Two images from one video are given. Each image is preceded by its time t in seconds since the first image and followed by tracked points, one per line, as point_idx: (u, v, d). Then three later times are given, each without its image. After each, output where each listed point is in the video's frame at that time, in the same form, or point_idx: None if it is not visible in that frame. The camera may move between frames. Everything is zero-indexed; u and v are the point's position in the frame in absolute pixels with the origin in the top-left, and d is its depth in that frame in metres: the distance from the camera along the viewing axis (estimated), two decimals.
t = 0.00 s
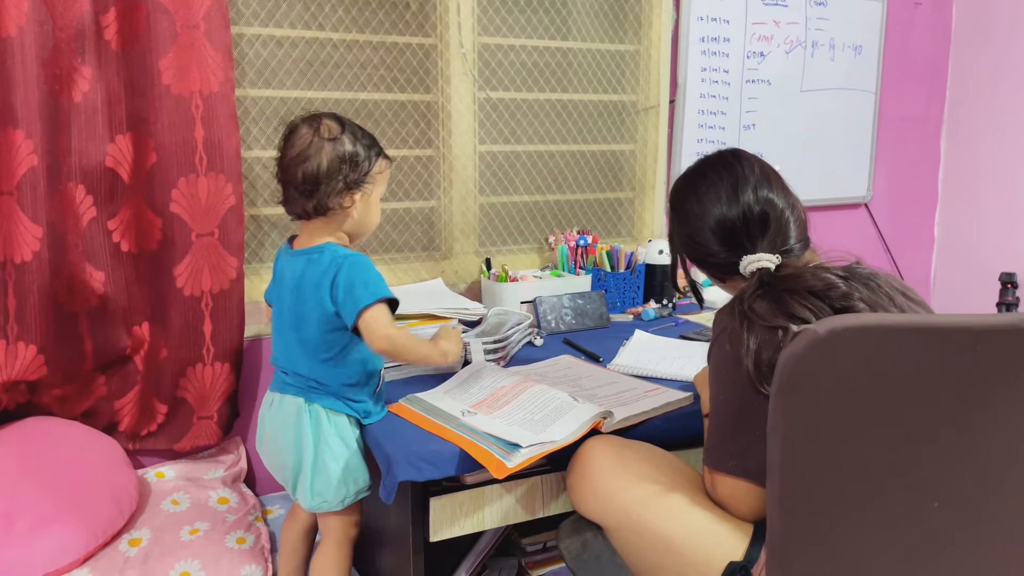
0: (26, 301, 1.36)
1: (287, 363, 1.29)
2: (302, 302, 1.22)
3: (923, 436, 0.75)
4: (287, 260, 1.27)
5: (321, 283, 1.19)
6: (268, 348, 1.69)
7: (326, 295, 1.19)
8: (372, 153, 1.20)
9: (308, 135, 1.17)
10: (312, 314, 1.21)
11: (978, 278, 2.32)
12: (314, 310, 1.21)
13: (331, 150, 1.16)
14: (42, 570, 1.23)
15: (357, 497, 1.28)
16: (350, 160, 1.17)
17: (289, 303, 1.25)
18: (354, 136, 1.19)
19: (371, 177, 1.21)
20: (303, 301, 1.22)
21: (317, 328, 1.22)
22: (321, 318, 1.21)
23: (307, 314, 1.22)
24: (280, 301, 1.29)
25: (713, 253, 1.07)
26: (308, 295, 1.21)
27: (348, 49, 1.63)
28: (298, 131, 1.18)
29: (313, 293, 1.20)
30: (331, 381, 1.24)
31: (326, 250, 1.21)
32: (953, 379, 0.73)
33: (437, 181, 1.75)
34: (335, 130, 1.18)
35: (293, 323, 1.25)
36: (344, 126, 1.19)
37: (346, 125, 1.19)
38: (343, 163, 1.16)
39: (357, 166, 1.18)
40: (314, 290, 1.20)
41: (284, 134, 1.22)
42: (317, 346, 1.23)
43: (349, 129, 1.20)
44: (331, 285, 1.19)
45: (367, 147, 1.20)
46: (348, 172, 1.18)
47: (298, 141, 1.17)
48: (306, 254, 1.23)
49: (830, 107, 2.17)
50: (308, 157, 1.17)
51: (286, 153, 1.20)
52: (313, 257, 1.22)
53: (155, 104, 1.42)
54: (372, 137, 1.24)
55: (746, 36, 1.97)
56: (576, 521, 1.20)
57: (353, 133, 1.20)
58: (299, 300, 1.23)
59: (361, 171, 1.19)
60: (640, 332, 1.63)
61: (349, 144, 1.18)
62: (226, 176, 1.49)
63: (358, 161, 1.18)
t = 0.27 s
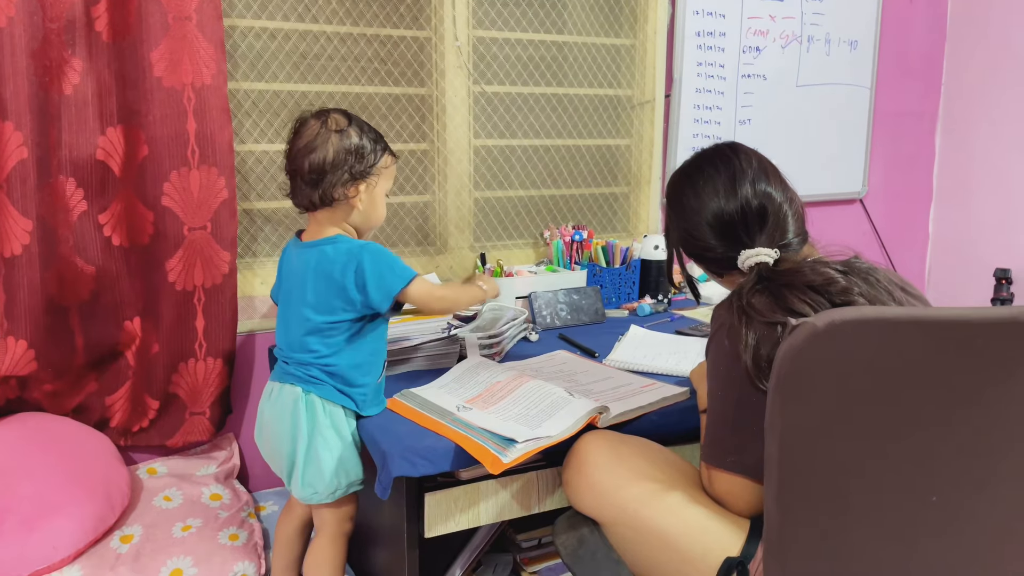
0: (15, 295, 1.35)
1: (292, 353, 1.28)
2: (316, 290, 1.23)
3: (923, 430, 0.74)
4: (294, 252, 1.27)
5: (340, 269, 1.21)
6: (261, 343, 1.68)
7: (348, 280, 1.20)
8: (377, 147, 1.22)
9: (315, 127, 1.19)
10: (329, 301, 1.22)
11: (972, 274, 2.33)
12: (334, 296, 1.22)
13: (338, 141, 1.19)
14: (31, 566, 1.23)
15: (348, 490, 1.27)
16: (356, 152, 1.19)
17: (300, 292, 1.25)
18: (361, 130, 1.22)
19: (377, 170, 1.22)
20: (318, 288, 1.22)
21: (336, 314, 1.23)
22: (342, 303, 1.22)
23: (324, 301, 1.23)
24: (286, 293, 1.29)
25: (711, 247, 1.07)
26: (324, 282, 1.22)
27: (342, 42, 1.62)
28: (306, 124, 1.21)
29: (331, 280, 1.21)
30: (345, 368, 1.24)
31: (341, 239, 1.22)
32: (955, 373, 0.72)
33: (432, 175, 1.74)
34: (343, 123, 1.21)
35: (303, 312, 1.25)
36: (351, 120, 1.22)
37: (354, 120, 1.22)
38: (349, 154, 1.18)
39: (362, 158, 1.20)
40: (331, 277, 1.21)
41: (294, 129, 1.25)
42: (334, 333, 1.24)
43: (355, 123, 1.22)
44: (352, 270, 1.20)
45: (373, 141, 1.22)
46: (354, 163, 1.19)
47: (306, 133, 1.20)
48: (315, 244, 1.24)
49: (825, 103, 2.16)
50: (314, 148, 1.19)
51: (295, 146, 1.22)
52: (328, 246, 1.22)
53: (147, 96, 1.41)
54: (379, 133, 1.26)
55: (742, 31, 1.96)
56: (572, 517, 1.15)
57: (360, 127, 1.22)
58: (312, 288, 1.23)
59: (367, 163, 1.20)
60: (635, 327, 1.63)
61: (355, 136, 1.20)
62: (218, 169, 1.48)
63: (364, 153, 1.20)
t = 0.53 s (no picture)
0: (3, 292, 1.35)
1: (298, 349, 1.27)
2: (328, 280, 1.24)
3: (909, 423, 0.75)
4: (297, 248, 1.28)
5: (356, 260, 1.24)
6: (251, 339, 1.67)
7: (365, 270, 1.25)
8: (379, 148, 1.26)
9: (318, 128, 1.23)
10: (344, 291, 1.25)
11: (963, 269, 2.33)
12: (349, 286, 1.25)
13: (341, 142, 1.23)
14: (20, 563, 1.23)
15: (341, 483, 1.26)
16: (358, 152, 1.23)
17: (308, 283, 1.26)
18: (363, 132, 1.26)
19: (378, 170, 1.26)
20: (330, 279, 1.24)
21: (349, 303, 1.26)
22: (357, 293, 1.25)
23: (337, 291, 1.25)
24: (286, 287, 1.29)
25: (702, 241, 1.07)
26: (339, 272, 1.24)
27: (331, 37, 1.61)
28: (310, 125, 1.25)
29: (346, 270, 1.24)
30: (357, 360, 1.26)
31: (351, 233, 1.25)
32: (941, 366, 0.72)
33: (422, 171, 1.74)
34: (345, 124, 1.25)
35: (310, 304, 1.26)
36: (354, 122, 1.26)
37: (357, 122, 1.26)
38: (352, 154, 1.22)
39: (365, 158, 1.24)
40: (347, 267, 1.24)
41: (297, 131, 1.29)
42: (343, 323, 1.26)
43: (357, 125, 1.26)
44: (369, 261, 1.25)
45: (375, 142, 1.26)
46: (357, 163, 1.23)
47: (310, 134, 1.24)
48: (323, 239, 1.25)
49: (817, 98, 2.17)
50: (318, 149, 1.23)
51: (298, 147, 1.26)
52: (340, 239, 1.25)
53: (135, 91, 1.40)
54: (380, 135, 1.30)
55: (733, 25, 1.96)
56: (562, 511, 1.13)
57: (362, 129, 1.26)
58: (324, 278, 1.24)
59: (369, 163, 1.24)
60: (626, 322, 1.63)
61: (358, 137, 1.24)
62: (207, 164, 1.47)
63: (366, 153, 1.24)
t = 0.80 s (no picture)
0: None
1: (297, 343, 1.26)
2: (336, 279, 1.25)
3: (895, 417, 0.75)
4: (303, 243, 1.28)
5: (366, 263, 1.27)
6: (240, 337, 1.67)
7: (373, 275, 1.28)
8: (374, 147, 1.30)
9: (317, 134, 1.24)
10: (349, 291, 1.26)
11: (952, 264, 2.34)
12: (355, 287, 1.26)
13: (341, 144, 1.25)
14: (7, 564, 1.22)
15: (337, 480, 1.24)
16: (359, 152, 1.26)
17: (313, 280, 1.26)
18: (358, 132, 1.29)
19: (377, 168, 1.30)
20: (338, 277, 1.26)
21: (351, 305, 1.27)
22: (360, 296, 1.27)
23: (342, 290, 1.26)
24: (289, 281, 1.29)
25: (691, 237, 1.07)
26: (347, 272, 1.26)
27: (319, 33, 1.61)
28: (305, 132, 1.26)
29: (354, 272, 1.27)
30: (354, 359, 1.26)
31: (360, 236, 1.28)
32: (926, 360, 0.72)
33: (411, 167, 1.73)
34: (340, 127, 1.27)
35: (312, 300, 1.26)
36: (347, 124, 1.28)
37: (349, 123, 1.29)
38: (354, 155, 1.25)
39: (365, 158, 1.27)
40: (356, 269, 1.26)
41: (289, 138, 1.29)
42: (342, 323, 1.26)
43: (351, 126, 1.29)
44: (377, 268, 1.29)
45: (368, 141, 1.29)
46: (358, 163, 1.26)
47: (308, 141, 1.25)
48: (334, 237, 1.27)
49: (807, 94, 2.17)
50: (319, 154, 1.24)
51: (294, 155, 1.27)
52: (350, 240, 1.27)
53: (120, 88, 1.39)
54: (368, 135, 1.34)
55: (723, 21, 1.96)
56: (551, 507, 1.11)
57: (356, 129, 1.29)
58: (332, 276, 1.25)
59: (369, 162, 1.28)
60: (617, 318, 1.63)
61: (357, 138, 1.27)
62: (195, 161, 1.47)
63: (366, 153, 1.27)
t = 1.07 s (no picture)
0: None
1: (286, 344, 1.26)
2: (327, 279, 1.25)
3: (883, 416, 0.75)
4: (294, 244, 1.28)
5: (356, 262, 1.26)
6: (232, 339, 1.66)
7: (364, 273, 1.27)
8: (364, 146, 1.29)
9: (306, 133, 1.25)
10: (340, 291, 1.26)
11: (944, 262, 2.34)
12: (346, 287, 1.26)
13: (329, 143, 1.25)
14: None
15: (325, 482, 1.25)
16: (347, 151, 1.26)
17: (305, 281, 1.25)
18: (347, 132, 1.29)
19: (367, 168, 1.29)
20: (329, 278, 1.25)
21: (343, 305, 1.26)
22: (352, 296, 1.27)
23: (333, 291, 1.25)
24: (281, 282, 1.28)
25: (682, 237, 1.07)
26: (338, 272, 1.25)
27: (309, 33, 1.60)
28: (294, 132, 1.26)
29: (342, 271, 1.26)
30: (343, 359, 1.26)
31: (351, 235, 1.27)
32: (914, 358, 0.73)
33: (402, 168, 1.73)
34: (329, 127, 1.27)
35: (304, 301, 1.26)
36: (336, 124, 1.29)
37: (338, 123, 1.29)
38: (342, 153, 1.25)
39: (353, 157, 1.27)
40: (347, 268, 1.25)
41: (279, 140, 1.30)
42: (335, 324, 1.26)
43: (340, 126, 1.29)
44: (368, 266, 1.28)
45: (358, 141, 1.29)
46: (347, 161, 1.26)
47: (296, 141, 1.25)
48: (325, 236, 1.26)
49: (798, 92, 2.17)
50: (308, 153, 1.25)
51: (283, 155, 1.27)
52: (339, 239, 1.26)
53: (109, 90, 1.39)
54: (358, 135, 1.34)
55: (714, 20, 1.96)
56: (543, 508, 1.11)
57: (345, 129, 1.29)
58: (323, 277, 1.25)
59: (358, 161, 1.27)
60: (609, 318, 1.63)
61: (345, 137, 1.27)
62: (184, 163, 1.46)
63: (354, 152, 1.27)
